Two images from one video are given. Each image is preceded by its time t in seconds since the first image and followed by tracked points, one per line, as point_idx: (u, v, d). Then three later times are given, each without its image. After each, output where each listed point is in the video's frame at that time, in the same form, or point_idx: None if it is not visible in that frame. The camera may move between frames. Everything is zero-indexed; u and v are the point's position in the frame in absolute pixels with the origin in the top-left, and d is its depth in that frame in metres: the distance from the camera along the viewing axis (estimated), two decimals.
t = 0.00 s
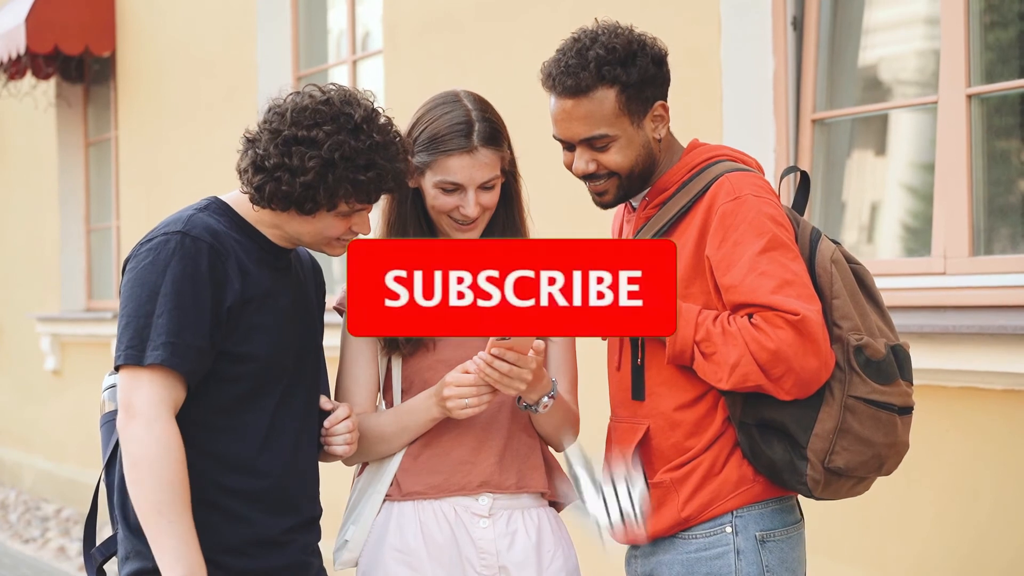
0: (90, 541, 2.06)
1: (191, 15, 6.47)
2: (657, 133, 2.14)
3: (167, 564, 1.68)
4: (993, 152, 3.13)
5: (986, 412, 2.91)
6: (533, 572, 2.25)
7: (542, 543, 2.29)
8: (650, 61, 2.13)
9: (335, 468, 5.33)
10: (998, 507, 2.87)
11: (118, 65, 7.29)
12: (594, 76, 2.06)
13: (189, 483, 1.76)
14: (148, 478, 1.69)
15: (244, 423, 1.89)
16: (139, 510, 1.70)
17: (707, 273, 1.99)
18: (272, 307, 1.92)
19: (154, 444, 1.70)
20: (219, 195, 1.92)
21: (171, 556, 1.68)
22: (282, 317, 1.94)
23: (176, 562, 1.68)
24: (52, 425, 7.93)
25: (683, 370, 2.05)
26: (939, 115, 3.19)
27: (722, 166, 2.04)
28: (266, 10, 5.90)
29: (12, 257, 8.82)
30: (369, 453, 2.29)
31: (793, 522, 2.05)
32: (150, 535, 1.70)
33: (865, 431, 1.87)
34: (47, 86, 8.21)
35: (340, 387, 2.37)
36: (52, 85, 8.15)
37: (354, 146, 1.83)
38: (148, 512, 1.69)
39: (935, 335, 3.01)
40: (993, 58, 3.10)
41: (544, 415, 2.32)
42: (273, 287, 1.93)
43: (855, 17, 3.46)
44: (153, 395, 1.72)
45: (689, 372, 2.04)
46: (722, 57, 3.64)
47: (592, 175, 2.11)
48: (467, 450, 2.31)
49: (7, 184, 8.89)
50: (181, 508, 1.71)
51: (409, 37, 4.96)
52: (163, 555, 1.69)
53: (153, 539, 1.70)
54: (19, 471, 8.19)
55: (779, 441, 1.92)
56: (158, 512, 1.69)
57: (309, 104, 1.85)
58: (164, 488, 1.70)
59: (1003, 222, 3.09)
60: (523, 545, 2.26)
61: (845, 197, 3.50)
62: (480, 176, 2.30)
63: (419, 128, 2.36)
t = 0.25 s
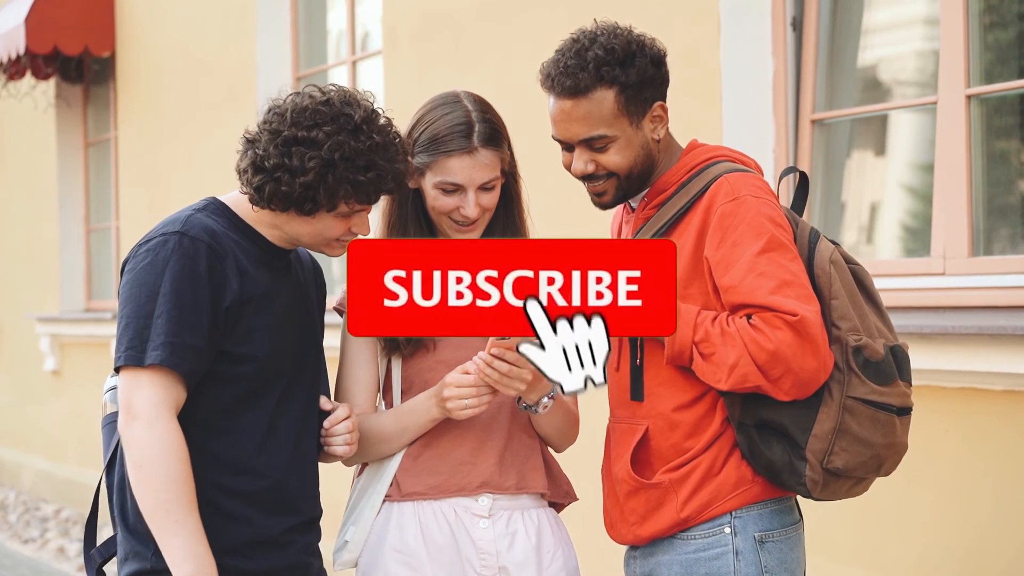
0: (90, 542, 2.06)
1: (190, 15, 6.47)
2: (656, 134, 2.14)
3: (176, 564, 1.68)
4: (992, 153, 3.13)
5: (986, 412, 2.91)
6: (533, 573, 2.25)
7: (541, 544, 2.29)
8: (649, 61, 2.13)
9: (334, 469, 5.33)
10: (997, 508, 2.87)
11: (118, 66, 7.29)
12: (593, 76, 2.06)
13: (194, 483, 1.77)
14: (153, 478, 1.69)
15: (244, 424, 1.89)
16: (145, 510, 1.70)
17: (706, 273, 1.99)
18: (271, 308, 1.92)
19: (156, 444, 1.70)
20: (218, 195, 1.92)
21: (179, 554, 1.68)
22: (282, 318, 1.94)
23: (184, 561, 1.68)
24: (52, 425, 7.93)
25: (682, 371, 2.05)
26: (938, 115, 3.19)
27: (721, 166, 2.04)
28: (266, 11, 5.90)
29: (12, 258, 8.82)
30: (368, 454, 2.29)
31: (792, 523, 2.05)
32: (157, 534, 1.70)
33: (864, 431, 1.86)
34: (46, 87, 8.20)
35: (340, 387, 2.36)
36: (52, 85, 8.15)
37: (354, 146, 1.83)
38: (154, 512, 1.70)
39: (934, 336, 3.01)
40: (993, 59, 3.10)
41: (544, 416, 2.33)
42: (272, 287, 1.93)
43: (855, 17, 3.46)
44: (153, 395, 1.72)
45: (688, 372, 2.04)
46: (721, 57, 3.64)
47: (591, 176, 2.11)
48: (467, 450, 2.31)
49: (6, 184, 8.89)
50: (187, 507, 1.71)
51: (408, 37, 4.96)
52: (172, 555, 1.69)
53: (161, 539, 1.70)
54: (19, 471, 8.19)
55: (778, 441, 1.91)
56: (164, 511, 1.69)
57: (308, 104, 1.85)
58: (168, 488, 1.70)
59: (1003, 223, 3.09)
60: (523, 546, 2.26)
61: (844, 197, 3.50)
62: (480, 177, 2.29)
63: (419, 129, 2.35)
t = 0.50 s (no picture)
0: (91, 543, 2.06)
1: (190, 16, 6.47)
2: (655, 135, 2.14)
3: (178, 564, 1.68)
4: (991, 154, 3.13)
5: (985, 413, 2.91)
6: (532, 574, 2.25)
7: (541, 545, 2.29)
8: (649, 63, 2.13)
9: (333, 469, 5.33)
10: (995, 508, 2.87)
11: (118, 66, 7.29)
12: (592, 77, 2.06)
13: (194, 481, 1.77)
14: (154, 478, 1.69)
15: (243, 425, 1.89)
16: (146, 511, 1.70)
17: (705, 274, 1.99)
18: (270, 308, 1.92)
19: (156, 444, 1.70)
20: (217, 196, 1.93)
21: (182, 554, 1.68)
22: (281, 318, 1.94)
23: (187, 560, 1.68)
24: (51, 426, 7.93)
25: (681, 372, 2.04)
26: (938, 116, 3.19)
27: (720, 168, 2.04)
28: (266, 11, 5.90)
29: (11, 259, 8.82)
30: (368, 455, 2.29)
31: (791, 524, 2.05)
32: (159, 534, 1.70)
33: (864, 432, 1.87)
34: (45, 87, 8.20)
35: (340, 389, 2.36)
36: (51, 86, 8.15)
37: (354, 146, 1.83)
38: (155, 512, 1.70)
39: (933, 337, 3.01)
40: (992, 60, 3.10)
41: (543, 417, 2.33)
42: (271, 288, 1.93)
43: (854, 18, 3.46)
44: (153, 396, 1.72)
45: (688, 373, 2.04)
46: (721, 58, 3.64)
47: (590, 176, 2.11)
48: (466, 451, 2.31)
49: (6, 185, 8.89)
50: (188, 506, 1.71)
51: (408, 38, 4.96)
52: (174, 555, 1.69)
53: (162, 538, 1.70)
54: (18, 472, 8.19)
55: (777, 442, 1.91)
56: (165, 511, 1.69)
57: (308, 104, 1.85)
58: (169, 487, 1.70)
59: (1002, 224, 3.09)
60: (521, 547, 2.26)
61: (843, 199, 3.50)
62: (480, 178, 2.29)
63: (419, 130, 2.36)
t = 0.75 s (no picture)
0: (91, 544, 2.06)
1: (190, 16, 6.47)
2: (655, 135, 2.14)
3: (178, 564, 1.68)
4: (991, 154, 3.13)
5: (985, 413, 2.91)
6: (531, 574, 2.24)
7: (540, 545, 2.29)
8: (649, 62, 2.13)
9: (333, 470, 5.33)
10: (995, 509, 2.87)
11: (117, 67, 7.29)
12: (592, 76, 2.06)
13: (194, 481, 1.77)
14: (154, 478, 1.69)
15: (243, 425, 1.89)
16: (146, 511, 1.70)
17: (705, 275, 1.99)
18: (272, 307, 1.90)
19: (156, 445, 1.70)
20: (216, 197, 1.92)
21: (182, 554, 1.68)
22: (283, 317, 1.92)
23: (186, 559, 1.68)
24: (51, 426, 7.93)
25: (680, 372, 2.04)
26: (937, 116, 3.19)
27: (720, 168, 2.04)
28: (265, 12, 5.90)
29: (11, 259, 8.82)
30: (367, 455, 2.28)
31: (790, 525, 2.05)
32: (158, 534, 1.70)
33: (863, 433, 1.87)
34: (45, 88, 8.20)
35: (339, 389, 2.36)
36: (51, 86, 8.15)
37: (353, 147, 1.83)
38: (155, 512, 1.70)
39: (933, 337, 3.02)
40: (992, 60, 3.10)
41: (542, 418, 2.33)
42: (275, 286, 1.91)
43: (854, 19, 3.46)
44: (152, 396, 1.72)
45: (687, 374, 2.04)
46: (721, 59, 3.64)
47: (589, 176, 2.11)
48: (466, 451, 2.30)
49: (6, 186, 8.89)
50: (187, 506, 1.71)
51: (408, 39, 4.96)
52: (174, 555, 1.69)
53: (162, 538, 1.70)
54: (18, 472, 8.19)
55: (776, 442, 1.91)
56: (164, 511, 1.69)
57: (307, 105, 1.85)
58: (168, 487, 1.69)
59: (1002, 224, 3.09)
60: (520, 548, 2.26)
61: (843, 199, 3.50)
62: (480, 179, 2.29)
63: (419, 130, 2.35)
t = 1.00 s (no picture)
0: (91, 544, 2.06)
1: (189, 16, 6.48)
2: (660, 125, 2.15)
3: (178, 564, 1.68)
4: (991, 155, 3.13)
5: (984, 414, 2.91)
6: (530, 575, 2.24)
7: (539, 545, 2.29)
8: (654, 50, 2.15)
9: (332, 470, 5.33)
10: (994, 510, 2.87)
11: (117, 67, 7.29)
12: (606, 56, 2.06)
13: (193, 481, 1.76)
14: (153, 477, 1.69)
15: (242, 424, 1.88)
16: (145, 511, 1.70)
17: (703, 276, 1.99)
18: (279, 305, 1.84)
19: (155, 445, 1.69)
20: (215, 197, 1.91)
21: (181, 554, 1.68)
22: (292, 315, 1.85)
23: (185, 559, 1.68)
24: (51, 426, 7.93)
25: (678, 373, 2.04)
26: (937, 116, 3.19)
27: (718, 169, 2.04)
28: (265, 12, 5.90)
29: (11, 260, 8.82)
30: (367, 455, 2.28)
31: (788, 525, 2.05)
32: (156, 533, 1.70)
33: (862, 433, 1.87)
34: (45, 88, 8.20)
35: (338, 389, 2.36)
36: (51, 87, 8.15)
37: (351, 148, 1.83)
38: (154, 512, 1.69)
39: (932, 338, 3.02)
40: (992, 61, 3.10)
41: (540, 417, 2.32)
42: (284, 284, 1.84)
43: (853, 19, 3.46)
44: (152, 397, 1.71)
45: (685, 375, 2.04)
46: (720, 59, 3.64)
47: (603, 163, 2.07)
48: (464, 452, 2.30)
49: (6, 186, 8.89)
50: (186, 506, 1.71)
51: (407, 39, 4.96)
52: (173, 555, 1.68)
53: (161, 538, 1.69)
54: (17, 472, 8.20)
55: (775, 443, 1.91)
56: (164, 511, 1.69)
57: (306, 105, 1.85)
58: (168, 487, 1.69)
59: (1001, 225, 3.09)
60: (519, 548, 2.26)
61: (843, 200, 3.50)
62: (479, 179, 2.30)
63: (418, 131, 2.35)
